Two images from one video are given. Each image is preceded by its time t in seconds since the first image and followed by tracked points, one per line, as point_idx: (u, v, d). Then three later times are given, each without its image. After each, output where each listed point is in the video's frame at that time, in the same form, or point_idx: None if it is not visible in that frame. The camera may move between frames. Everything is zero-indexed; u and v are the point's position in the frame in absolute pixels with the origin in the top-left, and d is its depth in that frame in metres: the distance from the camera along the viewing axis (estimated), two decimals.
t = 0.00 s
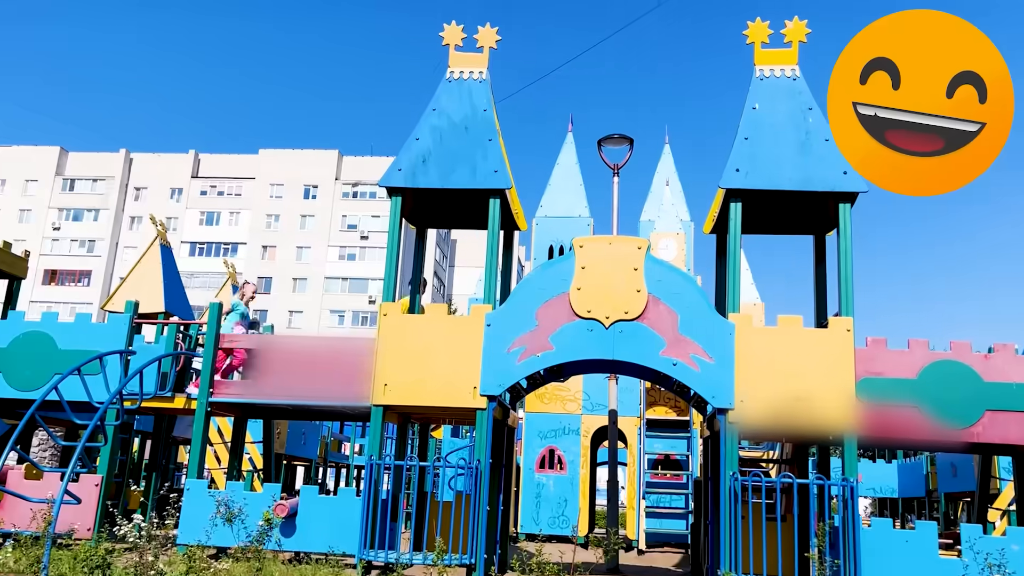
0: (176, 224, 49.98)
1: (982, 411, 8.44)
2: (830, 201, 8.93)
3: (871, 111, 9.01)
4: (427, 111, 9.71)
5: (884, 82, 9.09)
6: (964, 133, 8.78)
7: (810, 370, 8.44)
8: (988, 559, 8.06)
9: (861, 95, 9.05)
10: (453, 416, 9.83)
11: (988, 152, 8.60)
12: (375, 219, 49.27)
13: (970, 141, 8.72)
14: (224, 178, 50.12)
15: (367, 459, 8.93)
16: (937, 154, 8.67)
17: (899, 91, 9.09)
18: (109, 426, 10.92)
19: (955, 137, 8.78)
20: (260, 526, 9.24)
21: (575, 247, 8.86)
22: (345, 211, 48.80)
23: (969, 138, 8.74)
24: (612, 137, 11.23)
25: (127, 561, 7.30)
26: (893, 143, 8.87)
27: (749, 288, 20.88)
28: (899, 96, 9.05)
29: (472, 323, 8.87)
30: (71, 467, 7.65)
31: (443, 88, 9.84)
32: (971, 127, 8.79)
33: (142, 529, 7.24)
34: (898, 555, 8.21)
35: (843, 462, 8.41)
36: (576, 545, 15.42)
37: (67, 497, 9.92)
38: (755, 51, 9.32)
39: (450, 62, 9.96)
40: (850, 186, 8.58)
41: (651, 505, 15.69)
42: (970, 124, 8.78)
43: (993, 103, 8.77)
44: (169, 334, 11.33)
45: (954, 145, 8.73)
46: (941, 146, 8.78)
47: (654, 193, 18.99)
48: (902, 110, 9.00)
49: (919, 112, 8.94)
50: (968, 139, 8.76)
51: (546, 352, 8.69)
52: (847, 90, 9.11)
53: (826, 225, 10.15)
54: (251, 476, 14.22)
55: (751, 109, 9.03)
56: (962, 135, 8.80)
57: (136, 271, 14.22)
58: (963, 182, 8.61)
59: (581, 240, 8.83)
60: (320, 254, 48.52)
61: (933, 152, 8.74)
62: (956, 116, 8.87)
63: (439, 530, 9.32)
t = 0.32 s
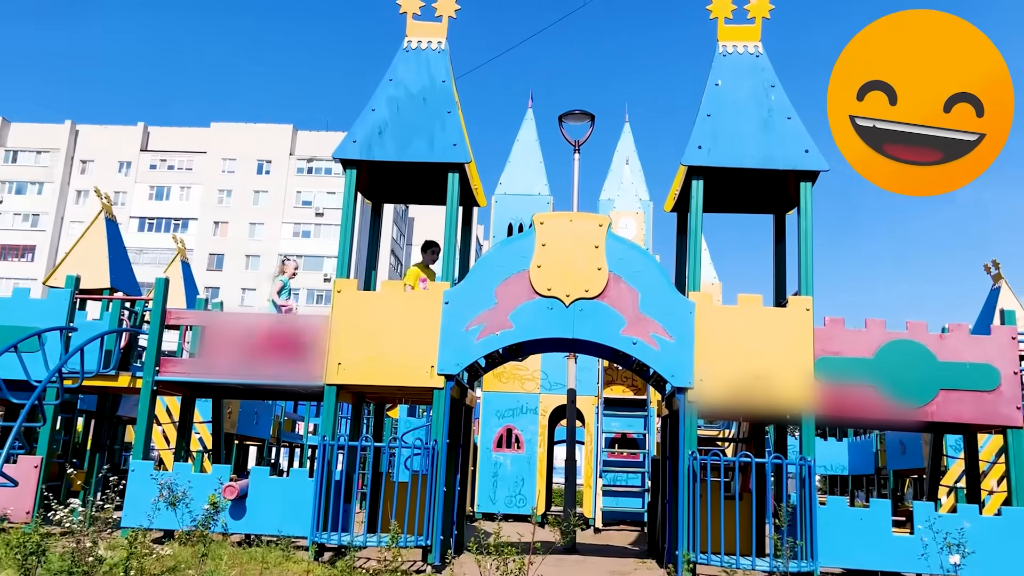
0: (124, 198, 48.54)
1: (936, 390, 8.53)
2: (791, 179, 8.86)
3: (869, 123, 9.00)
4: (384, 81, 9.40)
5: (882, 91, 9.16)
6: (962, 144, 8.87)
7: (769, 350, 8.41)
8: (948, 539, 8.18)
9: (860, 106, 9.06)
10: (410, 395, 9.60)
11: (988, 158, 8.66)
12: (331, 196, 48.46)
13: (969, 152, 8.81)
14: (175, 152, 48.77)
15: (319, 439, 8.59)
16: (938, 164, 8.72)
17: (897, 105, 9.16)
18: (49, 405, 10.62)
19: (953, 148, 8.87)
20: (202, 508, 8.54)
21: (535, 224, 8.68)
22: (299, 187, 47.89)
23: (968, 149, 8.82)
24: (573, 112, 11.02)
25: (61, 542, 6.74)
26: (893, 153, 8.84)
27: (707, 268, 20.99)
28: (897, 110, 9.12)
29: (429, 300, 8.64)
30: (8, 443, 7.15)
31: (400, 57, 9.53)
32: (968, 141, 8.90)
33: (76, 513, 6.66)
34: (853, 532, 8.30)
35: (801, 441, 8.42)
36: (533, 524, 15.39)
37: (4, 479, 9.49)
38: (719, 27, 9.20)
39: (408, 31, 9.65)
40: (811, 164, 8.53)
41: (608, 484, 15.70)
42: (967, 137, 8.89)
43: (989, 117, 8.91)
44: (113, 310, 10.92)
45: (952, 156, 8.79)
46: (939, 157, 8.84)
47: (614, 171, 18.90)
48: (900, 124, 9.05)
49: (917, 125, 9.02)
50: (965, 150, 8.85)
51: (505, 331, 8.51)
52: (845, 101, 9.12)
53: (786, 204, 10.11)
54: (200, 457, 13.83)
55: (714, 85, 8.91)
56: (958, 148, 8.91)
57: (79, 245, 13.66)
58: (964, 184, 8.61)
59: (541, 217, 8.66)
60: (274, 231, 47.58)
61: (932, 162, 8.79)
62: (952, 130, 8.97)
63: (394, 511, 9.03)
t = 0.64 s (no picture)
0: (73, 178, 47.00)
1: (892, 377, 8.54)
2: (751, 165, 8.75)
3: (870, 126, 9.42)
4: (337, 59, 9.06)
5: (884, 88, 9.49)
6: (957, 151, 9.46)
7: (729, 338, 8.32)
8: (907, 532, 8.26)
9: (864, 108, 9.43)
10: (363, 384, 9.34)
11: (979, 171, 9.27)
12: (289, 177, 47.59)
13: (964, 160, 9.43)
14: (126, 131, 47.33)
15: (268, 429, 8.29)
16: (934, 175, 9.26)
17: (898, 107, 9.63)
18: None
19: (947, 159, 9.46)
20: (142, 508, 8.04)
21: (493, 209, 8.46)
22: (256, 167, 46.95)
23: (962, 159, 9.43)
24: (533, 95, 10.79)
25: None
26: (893, 162, 9.27)
27: (666, 253, 21.00)
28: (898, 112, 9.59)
29: (383, 286, 8.38)
30: None
31: (354, 34, 9.19)
32: (963, 149, 9.51)
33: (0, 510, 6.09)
34: (810, 522, 8.31)
35: (758, 430, 8.37)
36: (492, 512, 15.30)
37: None
38: (680, 9, 9.03)
39: (362, 7, 9.31)
40: (772, 150, 8.43)
41: (567, 470, 15.63)
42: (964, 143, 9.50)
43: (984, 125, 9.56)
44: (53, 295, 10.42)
45: (948, 169, 9.36)
46: (936, 168, 9.40)
47: (575, 155, 18.74)
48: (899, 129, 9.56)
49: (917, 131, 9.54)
50: (959, 158, 9.46)
51: (462, 318, 8.29)
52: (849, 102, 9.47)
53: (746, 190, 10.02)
54: (148, 446, 13.39)
55: (675, 68, 8.75)
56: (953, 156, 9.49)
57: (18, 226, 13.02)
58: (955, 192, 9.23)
59: (499, 201, 8.44)
60: (229, 213, 46.58)
61: (931, 171, 9.31)
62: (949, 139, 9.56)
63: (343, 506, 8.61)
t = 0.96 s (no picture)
0: (28, 165, 45.65)
1: (857, 370, 8.41)
2: (715, 154, 8.54)
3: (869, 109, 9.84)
4: (287, 41, 8.65)
5: (883, 68, 10.18)
6: (960, 132, 10.16)
7: (693, 330, 8.11)
8: (874, 534, 8.15)
9: (863, 89, 9.90)
10: (316, 380, 9.00)
11: (981, 162, 9.80)
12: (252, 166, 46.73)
13: (968, 142, 10.04)
14: (84, 118, 46.09)
15: (214, 428, 7.91)
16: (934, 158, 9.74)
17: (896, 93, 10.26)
18: None
19: (950, 143, 10.03)
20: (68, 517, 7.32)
21: (450, 197, 8.15)
22: (218, 156, 46.07)
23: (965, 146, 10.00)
24: (495, 81, 10.48)
25: None
26: (892, 141, 9.69)
27: (632, 244, 20.86)
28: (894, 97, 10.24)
29: (335, 278, 8.03)
30: None
31: (306, 15, 8.78)
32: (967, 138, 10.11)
33: None
34: (774, 517, 8.16)
35: (722, 424, 8.19)
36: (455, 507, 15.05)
37: None
38: None
39: None
40: (737, 138, 8.21)
41: (531, 463, 15.45)
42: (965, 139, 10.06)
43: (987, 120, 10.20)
44: None
45: (952, 152, 9.90)
46: (936, 150, 9.95)
47: (540, 144, 18.49)
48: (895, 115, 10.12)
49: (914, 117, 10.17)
50: (963, 140, 10.11)
51: (418, 311, 7.98)
52: (852, 82, 9.84)
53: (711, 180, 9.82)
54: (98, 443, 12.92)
55: (638, 54, 8.48)
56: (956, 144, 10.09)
57: None
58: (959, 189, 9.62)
59: (456, 190, 8.13)
60: (191, 202, 45.62)
61: (932, 159, 9.80)
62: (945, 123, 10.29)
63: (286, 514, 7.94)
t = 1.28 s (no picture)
0: None
1: (834, 370, 8.25)
2: (690, 149, 8.32)
3: (868, 103, 9.67)
4: (248, 32, 8.32)
5: (884, 62, 10.02)
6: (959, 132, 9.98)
7: (668, 331, 7.90)
8: (855, 546, 7.97)
9: (862, 82, 9.77)
10: (280, 384, 8.75)
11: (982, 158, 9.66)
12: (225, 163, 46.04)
13: (968, 138, 9.92)
14: (53, 113, 45.12)
15: (170, 438, 7.59)
16: (935, 150, 9.57)
17: (898, 89, 10.08)
18: None
19: (950, 137, 9.89)
20: None
21: (418, 194, 7.87)
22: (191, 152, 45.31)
23: (965, 141, 9.87)
24: (466, 75, 10.18)
25: None
26: (892, 131, 9.51)
27: (607, 241, 20.68)
28: (894, 94, 10.05)
29: (298, 279, 7.72)
30: None
31: (267, 4, 8.45)
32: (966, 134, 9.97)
33: None
34: (750, 520, 7.99)
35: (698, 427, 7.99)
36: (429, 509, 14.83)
37: None
38: None
39: None
40: (712, 134, 8.01)
41: (506, 464, 15.22)
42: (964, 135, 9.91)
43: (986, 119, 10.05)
44: None
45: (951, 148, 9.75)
46: (935, 143, 9.79)
47: (514, 140, 18.24)
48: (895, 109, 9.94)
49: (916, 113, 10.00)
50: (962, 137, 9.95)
51: (384, 313, 7.70)
52: (851, 74, 9.71)
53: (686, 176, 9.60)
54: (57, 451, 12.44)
55: (612, 47, 8.25)
56: (956, 139, 9.94)
57: None
58: (960, 188, 9.46)
59: (424, 186, 7.85)
60: (163, 199, 44.76)
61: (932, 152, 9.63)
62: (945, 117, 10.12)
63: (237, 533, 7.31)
